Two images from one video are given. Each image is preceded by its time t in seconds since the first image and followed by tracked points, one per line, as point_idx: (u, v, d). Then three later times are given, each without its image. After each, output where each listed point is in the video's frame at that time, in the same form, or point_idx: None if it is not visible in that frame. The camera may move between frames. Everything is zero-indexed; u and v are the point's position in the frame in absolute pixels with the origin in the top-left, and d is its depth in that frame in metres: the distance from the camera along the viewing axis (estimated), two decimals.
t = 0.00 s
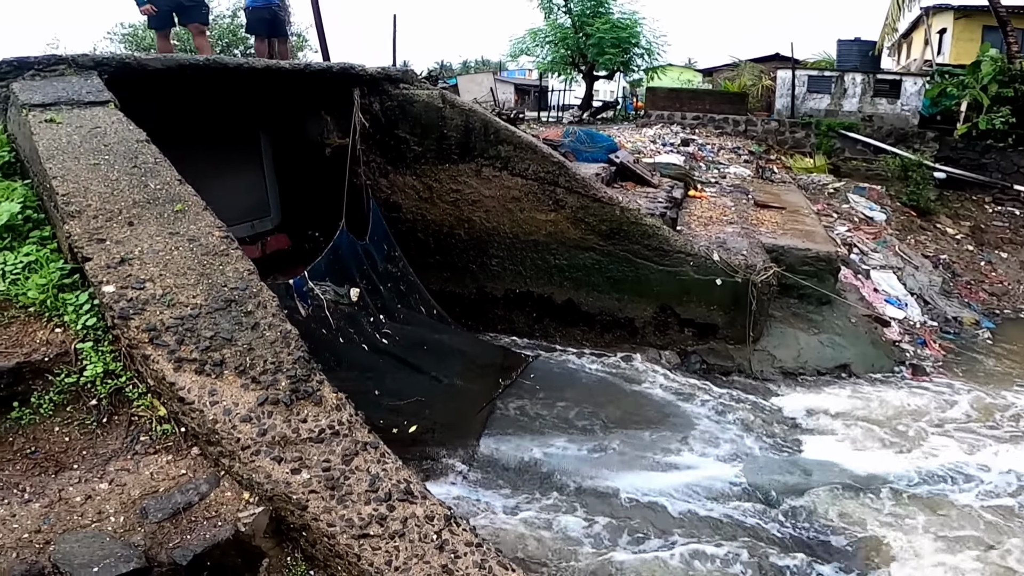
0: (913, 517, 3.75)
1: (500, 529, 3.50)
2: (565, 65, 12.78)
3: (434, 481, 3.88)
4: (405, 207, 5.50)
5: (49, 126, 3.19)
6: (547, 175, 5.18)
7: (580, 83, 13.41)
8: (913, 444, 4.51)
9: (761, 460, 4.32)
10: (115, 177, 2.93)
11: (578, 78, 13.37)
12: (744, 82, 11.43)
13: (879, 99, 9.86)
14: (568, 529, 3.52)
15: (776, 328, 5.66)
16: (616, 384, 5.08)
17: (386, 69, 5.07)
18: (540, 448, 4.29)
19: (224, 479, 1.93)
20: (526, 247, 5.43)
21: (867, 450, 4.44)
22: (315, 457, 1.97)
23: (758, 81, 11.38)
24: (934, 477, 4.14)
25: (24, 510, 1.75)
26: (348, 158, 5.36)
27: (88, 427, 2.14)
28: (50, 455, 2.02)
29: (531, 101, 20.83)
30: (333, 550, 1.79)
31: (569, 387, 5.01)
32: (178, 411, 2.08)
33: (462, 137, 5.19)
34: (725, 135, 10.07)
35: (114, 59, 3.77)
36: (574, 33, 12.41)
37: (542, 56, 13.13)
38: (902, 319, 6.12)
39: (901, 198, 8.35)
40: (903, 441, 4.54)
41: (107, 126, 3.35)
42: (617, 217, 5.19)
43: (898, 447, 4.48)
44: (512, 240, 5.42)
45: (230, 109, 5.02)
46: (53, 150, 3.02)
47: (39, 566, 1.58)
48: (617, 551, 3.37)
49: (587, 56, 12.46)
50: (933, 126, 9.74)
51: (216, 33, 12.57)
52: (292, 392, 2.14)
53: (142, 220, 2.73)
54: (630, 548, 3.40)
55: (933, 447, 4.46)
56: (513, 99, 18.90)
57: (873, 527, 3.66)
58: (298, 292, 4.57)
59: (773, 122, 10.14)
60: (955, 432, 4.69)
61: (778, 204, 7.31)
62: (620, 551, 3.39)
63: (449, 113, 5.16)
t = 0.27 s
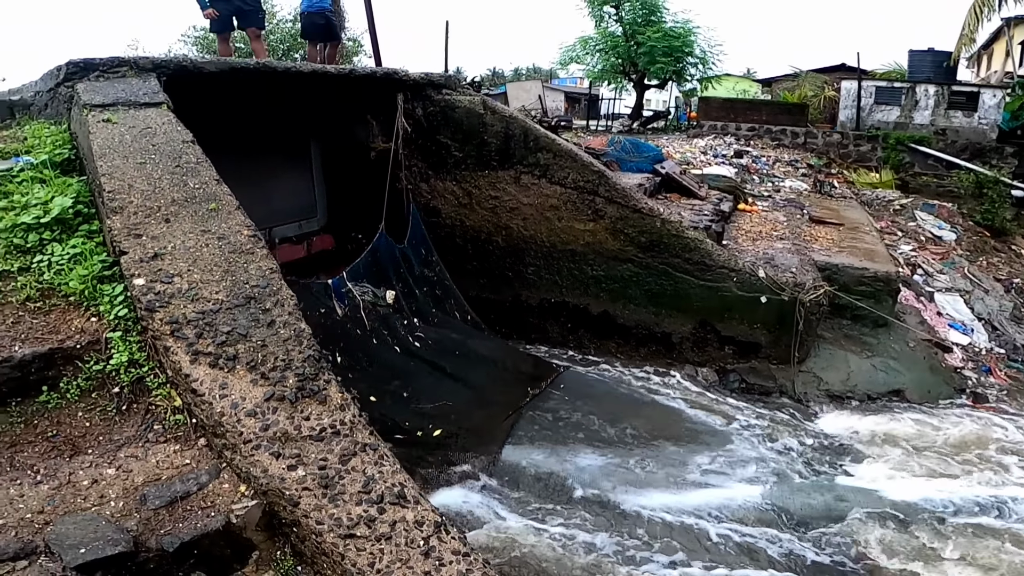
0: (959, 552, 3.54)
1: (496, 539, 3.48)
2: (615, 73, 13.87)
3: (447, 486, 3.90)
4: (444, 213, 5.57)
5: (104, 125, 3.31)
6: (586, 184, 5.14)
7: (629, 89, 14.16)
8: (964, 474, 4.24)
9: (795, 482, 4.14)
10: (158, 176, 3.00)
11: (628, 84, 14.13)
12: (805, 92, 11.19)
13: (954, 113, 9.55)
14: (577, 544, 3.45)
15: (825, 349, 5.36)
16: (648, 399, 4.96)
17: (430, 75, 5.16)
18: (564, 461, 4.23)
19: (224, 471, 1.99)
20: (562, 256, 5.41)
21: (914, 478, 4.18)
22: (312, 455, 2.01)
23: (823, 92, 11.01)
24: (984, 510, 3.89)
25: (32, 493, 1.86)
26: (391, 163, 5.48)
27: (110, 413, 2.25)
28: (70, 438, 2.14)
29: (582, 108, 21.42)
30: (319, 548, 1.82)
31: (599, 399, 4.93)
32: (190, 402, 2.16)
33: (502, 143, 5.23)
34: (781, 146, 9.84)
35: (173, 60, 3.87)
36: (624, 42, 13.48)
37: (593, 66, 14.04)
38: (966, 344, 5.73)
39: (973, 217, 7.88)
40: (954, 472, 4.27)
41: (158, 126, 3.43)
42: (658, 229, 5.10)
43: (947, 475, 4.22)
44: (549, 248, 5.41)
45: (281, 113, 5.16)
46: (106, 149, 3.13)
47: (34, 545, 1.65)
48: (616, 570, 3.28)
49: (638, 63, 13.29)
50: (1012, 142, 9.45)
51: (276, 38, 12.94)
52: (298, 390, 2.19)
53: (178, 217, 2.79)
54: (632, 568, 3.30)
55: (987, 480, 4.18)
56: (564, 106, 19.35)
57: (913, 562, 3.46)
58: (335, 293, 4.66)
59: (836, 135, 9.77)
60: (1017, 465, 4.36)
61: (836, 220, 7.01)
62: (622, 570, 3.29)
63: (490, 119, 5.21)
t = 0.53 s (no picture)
0: None
1: (507, 547, 3.48)
2: (665, 80, 13.96)
3: (469, 493, 3.93)
4: (485, 217, 5.59)
5: (158, 126, 3.40)
6: (629, 193, 5.05)
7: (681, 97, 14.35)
8: None
9: (835, 505, 3.94)
10: (204, 175, 3.06)
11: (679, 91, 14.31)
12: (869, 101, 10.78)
13: None
14: (598, 559, 3.39)
15: (879, 370, 5.06)
16: (684, 415, 4.82)
17: (473, 79, 5.19)
18: (592, 473, 4.17)
19: (241, 470, 2.04)
20: (602, 265, 5.36)
21: (966, 506, 3.92)
22: (326, 458, 2.02)
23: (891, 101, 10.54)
24: None
25: (55, 482, 1.95)
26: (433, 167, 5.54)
27: (141, 407, 2.33)
28: (102, 429, 2.23)
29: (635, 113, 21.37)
30: (325, 551, 1.83)
31: (633, 411, 4.85)
32: (216, 400, 2.22)
33: (544, 148, 5.21)
34: (842, 158, 9.49)
35: (226, 62, 3.99)
36: (674, 47, 13.48)
37: (642, 73, 14.32)
38: None
39: None
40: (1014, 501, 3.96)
41: (208, 128, 3.49)
42: (703, 240, 4.94)
43: (1004, 504, 3.93)
44: (589, 256, 5.36)
45: (330, 116, 5.27)
46: (157, 147, 3.22)
47: (46, 535, 1.72)
48: None
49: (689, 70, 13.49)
50: None
51: (332, 39, 13.20)
52: (317, 392, 2.21)
53: (218, 217, 2.84)
54: None
55: None
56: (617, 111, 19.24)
57: None
58: (374, 294, 4.61)
59: (903, 146, 9.32)
60: None
61: (898, 235, 6.67)
62: None
63: (532, 124, 5.20)
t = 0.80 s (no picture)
0: None
1: (507, 550, 3.42)
2: (695, 83, 14.15)
3: (472, 496, 3.88)
4: (504, 217, 5.56)
5: (178, 121, 3.41)
6: (650, 195, 4.93)
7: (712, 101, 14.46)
8: None
9: (853, 520, 3.79)
10: (216, 169, 3.06)
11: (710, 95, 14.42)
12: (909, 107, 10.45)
13: None
14: (601, 566, 3.32)
15: (908, 384, 4.87)
16: (701, 423, 4.70)
17: (495, 78, 5.17)
18: (602, 480, 4.09)
19: (229, 463, 2.04)
20: (621, 269, 5.27)
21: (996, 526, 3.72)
22: (314, 454, 2.00)
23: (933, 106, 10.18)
24: None
25: (47, 469, 1.98)
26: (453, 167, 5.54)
27: (142, 397, 2.35)
28: (101, 418, 2.26)
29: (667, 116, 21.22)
30: (305, 548, 1.80)
31: (648, 418, 4.75)
32: (212, 391, 2.23)
33: (564, 149, 5.15)
34: (879, 164, 9.22)
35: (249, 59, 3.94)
36: (705, 49, 13.70)
37: (672, 76, 14.51)
38: None
39: None
40: None
41: (227, 123, 3.47)
42: (726, 245, 4.79)
43: None
44: (607, 258, 5.27)
45: (353, 114, 5.30)
46: (175, 142, 3.23)
47: (31, 521, 1.75)
48: None
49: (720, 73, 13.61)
50: None
51: (361, 40, 13.42)
52: (311, 387, 2.20)
53: (228, 211, 2.84)
54: None
55: None
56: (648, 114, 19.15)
57: None
58: (390, 291, 4.61)
59: (944, 152, 8.98)
60: None
61: (935, 245, 6.42)
62: None
63: (552, 125, 5.14)
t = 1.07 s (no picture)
0: None
1: (505, 550, 3.40)
2: (711, 84, 14.24)
3: (472, 494, 3.86)
4: (512, 216, 5.57)
5: (189, 116, 3.42)
6: (659, 196, 4.89)
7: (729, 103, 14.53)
8: None
9: (858, 525, 3.75)
10: (223, 164, 3.07)
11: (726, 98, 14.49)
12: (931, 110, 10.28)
13: None
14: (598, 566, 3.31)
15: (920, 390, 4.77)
16: (706, 425, 4.67)
17: (505, 77, 5.18)
18: (603, 480, 4.07)
19: (220, 450, 2.06)
20: (629, 270, 5.24)
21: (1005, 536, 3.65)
22: (304, 442, 2.02)
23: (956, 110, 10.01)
24: None
25: (43, 453, 2.02)
26: (462, 165, 5.57)
27: (142, 384, 2.37)
28: (100, 404, 2.29)
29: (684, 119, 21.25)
30: (291, 536, 1.83)
31: (652, 419, 4.72)
32: (208, 379, 2.23)
33: (573, 149, 5.14)
34: (899, 168, 9.08)
35: (261, 56, 3.98)
36: (721, 51, 13.71)
37: (688, 78, 14.56)
38: None
39: None
40: None
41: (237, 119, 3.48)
42: (736, 247, 4.73)
43: None
44: (616, 259, 5.25)
45: (364, 112, 5.33)
46: (184, 136, 3.24)
47: (21, 504, 1.78)
48: None
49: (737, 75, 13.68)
50: None
51: (376, 39, 13.56)
52: (305, 377, 2.20)
53: (232, 204, 2.83)
54: None
55: None
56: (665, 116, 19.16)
57: None
58: (397, 287, 4.65)
59: (966, 156, 8.81)
60: None
61: (954, 250, 6.30)
62: None
63: (562, 124, 5.14)
